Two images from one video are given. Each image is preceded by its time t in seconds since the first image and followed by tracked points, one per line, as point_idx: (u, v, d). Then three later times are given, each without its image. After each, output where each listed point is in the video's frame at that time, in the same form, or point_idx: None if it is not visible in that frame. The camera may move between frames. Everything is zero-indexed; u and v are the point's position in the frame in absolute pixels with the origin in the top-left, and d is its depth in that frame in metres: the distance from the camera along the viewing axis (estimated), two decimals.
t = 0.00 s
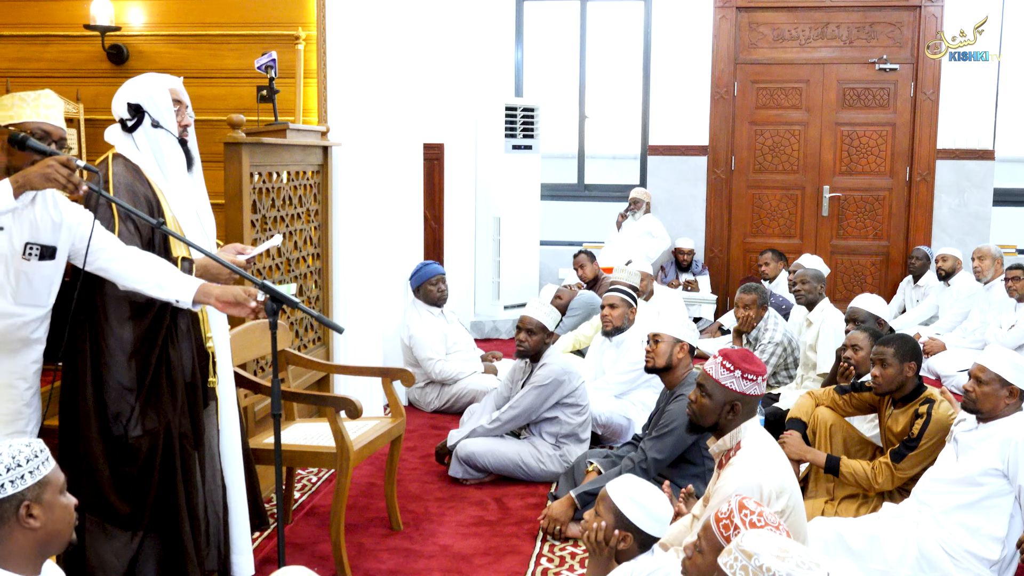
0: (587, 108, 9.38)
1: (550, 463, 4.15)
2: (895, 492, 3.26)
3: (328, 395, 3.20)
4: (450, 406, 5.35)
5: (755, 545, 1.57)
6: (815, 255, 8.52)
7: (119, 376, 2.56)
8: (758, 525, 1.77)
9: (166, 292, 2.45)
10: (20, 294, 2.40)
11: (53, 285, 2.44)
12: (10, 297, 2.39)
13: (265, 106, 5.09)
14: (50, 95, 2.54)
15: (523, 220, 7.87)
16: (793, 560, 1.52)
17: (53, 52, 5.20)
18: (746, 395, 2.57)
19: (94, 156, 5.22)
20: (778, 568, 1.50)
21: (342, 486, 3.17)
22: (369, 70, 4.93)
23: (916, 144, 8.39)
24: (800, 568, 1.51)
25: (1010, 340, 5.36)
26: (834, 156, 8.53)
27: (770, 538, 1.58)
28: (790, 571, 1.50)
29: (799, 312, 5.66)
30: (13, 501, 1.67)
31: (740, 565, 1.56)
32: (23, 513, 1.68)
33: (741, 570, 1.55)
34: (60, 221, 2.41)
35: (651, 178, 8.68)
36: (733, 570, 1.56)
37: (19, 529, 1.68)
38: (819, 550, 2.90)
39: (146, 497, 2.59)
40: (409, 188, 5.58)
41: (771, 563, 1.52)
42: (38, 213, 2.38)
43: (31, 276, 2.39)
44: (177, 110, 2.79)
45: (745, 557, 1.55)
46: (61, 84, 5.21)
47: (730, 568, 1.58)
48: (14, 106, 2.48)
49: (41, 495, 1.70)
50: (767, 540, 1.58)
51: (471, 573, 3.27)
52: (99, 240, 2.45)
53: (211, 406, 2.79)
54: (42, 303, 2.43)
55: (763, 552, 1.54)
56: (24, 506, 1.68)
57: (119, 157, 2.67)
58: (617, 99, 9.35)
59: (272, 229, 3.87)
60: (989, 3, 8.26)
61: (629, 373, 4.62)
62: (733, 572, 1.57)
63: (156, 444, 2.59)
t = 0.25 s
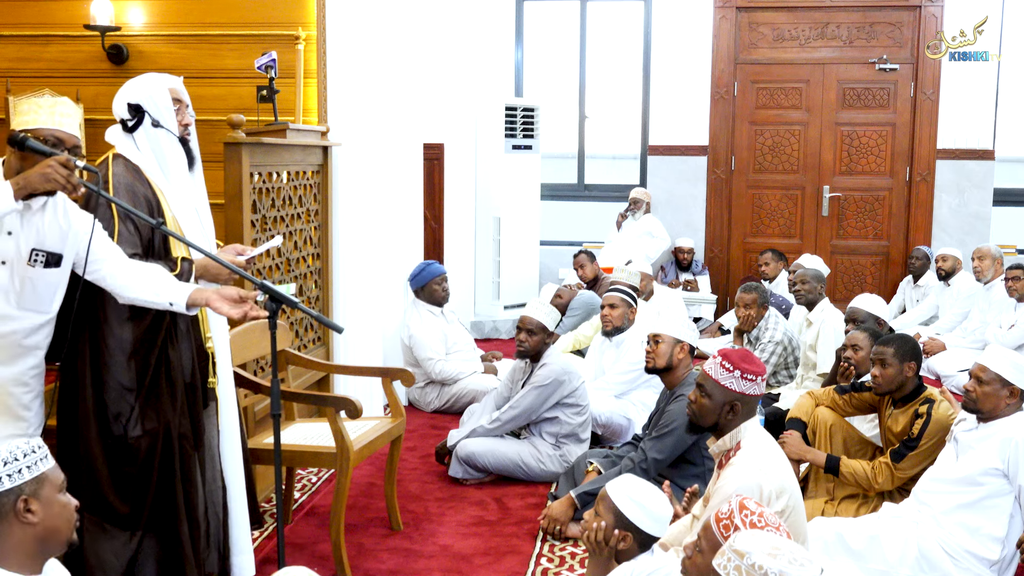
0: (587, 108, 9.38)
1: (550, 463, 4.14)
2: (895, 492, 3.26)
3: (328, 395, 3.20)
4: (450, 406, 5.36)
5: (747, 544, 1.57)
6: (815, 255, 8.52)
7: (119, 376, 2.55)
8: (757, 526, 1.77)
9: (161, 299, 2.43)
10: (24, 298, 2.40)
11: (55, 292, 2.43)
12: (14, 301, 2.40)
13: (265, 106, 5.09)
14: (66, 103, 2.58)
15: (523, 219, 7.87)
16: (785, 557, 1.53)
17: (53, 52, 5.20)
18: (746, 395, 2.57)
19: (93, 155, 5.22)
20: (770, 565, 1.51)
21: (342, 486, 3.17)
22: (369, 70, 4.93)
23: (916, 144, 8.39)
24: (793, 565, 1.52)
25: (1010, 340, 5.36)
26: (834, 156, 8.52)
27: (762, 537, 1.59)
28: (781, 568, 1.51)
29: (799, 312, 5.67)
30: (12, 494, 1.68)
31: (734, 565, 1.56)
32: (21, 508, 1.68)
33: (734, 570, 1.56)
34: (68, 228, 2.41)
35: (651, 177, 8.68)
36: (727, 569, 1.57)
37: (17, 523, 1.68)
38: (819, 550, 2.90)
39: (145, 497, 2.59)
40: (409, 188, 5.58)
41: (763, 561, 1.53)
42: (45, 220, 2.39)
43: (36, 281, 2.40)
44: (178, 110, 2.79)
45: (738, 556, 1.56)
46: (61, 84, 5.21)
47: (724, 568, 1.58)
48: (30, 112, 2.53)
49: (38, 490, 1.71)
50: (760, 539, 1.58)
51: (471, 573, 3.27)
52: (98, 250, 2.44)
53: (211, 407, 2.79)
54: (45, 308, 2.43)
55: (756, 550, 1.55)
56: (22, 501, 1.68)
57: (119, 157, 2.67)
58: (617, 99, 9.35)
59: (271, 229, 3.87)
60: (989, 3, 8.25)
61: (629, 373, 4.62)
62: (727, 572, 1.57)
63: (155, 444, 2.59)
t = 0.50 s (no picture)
0: (587, 108, 9.38)
1: (550, 463, 4.14)
2: (895, 492, 3.26)
3: (328, 395, 3.20)
4: (450, 406, 5.36)
5: (746, 544, 1.57)
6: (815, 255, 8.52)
7: (118, 376, 2.55)
8: (759, 526, 1.77)
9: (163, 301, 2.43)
10: (23, 297, 2.40)
11: (54, 292, 2.43)
12: (13, 300, 2.40)
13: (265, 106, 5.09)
14: (69, 103, 2.59)
15: (523, 219, 7.87)
16: (783, 557, 1.53)
17: (53, 52, 5.20)
18: (746, 395, 2.58)
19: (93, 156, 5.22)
20: (769, 565, 1.51)
21: (342, 486, 3.17)
22: (369, 70, 4.93)
23: (916, 143, 8.39)
24: (792, 564, 1.52)
25: (1010, 339, 5.36)
26: (834, 156, 8.52)
27: (761, 537, 1.59)
28: (780, 567, 1.51)
29: (799, 313, 5.65)
30: (18, 494, 1.67)
31: (733, 565, 1.56)
32: (28, 507, 1.68)
33: (733, 570, 1.55)
34: (68, 228, 2.41)
35: (651, 177, 8.68)
36: (727, 569, 1.57)
37: (24, 523, 1.68)
38: (819, 550, 2.90)
39: (145, 497, 2.59)
40: (409, 188, 5.58)
41: (763, 560, 1.53)
42: (46, 219, 2.39)
43: (35, 281, 2.39)
44: (177, 108, 2.79)
45: (737, 556, 1.55)
46: (61, 84, 5.21)
47: (723, 567, 1.58)
48: (33, 112, 2.53)
49: (43, 489, 1.71)
50: (759, 539, 1.58)
51: (471, 573, 3.27)
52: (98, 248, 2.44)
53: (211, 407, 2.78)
54: (43, 308, 2.42)
55: (755, 550, 1.55)
56: (28, 501, 1.68)
57: (120, 157, 2.67)
58: (617, 99, 9.35)
59: (271, 229, 3.87)
60: (989, 3, 8.25)
61: (629, 373, 4.62)
62: (726, 572, 1.57)
63: (154, 444, 2.58)
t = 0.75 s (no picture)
0: (587, 108, 9.38)
1: (550, 463, 4.14)
2: (895, 492, 3.26)
3: (328, 395, 3.21)
4: (450, 406, 5.36)
5: (749, 544, 1.57)
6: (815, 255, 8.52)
7: (118, 377, 2.55)
8: (759, 526, 1.76)
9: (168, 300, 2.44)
10: (23, 296, 2.40)
11: (54, 292, 2.43)
12: (13, 298, 2.40)
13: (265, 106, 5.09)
14: (69, 103, 2.58)
15: (523, 219, 7.87)
16: (786, 558, 1.53)
17: (53, 52, 5.20)
18: (746, 395, 2.58)
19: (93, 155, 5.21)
20: (772, 565, 1.51)
21: (342, 486, 3.17)
22: (369, 70, 4.93)
23: (916, 143, 8.39)
24: (794, 565, 1.52)
25: (1010, 339, 5.36)
26: (834, 156, 8.52)
27: (763, 537, 1.59)
28: (782, 568, 1.51)
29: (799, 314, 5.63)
30: (8, 496, 1.68)
31: (735, 564, 1.56)
32: (20, 509, 1.68)
33: (735, 569, 1.55)
34: (69, 227, 2.41)
35: (651, 177, 8.68)
36: (727, 569, 1.57)
37: (16, 524, 1.68)
38: (819, 550, 2.90)
39: (144, 497, 2.59)
40: (409, 187, 5.58)
41: (765, 560, 1.52)
42: (46, 217, 2.40)
43: (35, 280, 2.39)
44: (177, 107, 2.78)
45: (739, 556, 1.55)
46: (62, 84, 5.21)
47: (724, 567, 1.58)
48: (33, 112, 2.53)
49: (34, 490, 1.70)
50: (761, 539, 1.58)
51: (470, 573, 3.27)
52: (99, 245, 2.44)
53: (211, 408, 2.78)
54: (43, 307, 2.42)
55: (757, 550, 1.55)
56: (19, 502, 1.68)
57: (120, 157, 2.67)
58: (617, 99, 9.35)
59: (272, 229, 3.87)
60: (989, 3, 8.25)
61: (629, 373, 4.62)
62: (727, 572, 1.57)
63: (154, 444, 2.58)
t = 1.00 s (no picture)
0: (587, 108, 9.38)
1: (550, 463, 4.14)
2: (895, 492, 3.26)
3: (328, 395, 3.21)
4: (450, 406, 5.36)
5: (752, 543, 1.57)
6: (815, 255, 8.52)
7: (120, 376, 2.56)
8: (760, 526, 1.76)
9: (172, 298, 2.44)
10: (21, 292, 2.40)
11: (53, 288, 2.43)
12: (11, 295, 2.40)
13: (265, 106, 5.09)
14: (63, 100, 2.58)
15: (523, 219, 7.87)
16: (790, 557, 1.53)
17: (53, 52, 5.20)
18: (746, 395, 2.58)
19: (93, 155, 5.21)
20: (775, 565, 1.51)
21: (343, 486, 3.17)
22: (369, 70, 4.93)
23: (916, 143, 8.39)
24: (797, 565, 1.52)
25: (1010, 339, 5.36)
26: (834, 156, 8.52)
27: (767, 537, 1.59)
28: (786, 568, 1.50)
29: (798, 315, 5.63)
30: (5, 502, 1.67)
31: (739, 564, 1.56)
32: (16, 514, 1.68)
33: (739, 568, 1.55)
34: (66, 223, 2.40)
35: (651, 177, 8.68)
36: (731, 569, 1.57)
37: (14, 530, 1.68)
38: (819, 551, 2.90)
39: (146, 497, 2.59)
40: (409, 187, 5.58)
41: (769, 560, 1.52)
42: (44, 213, 2.39)
43: (33, 276, 2.39)
44: (175, 104, 2.78)
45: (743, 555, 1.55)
46: (62, 84, 5.21)
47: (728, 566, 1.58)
48: (27, 109, 2.53)
49: (31, 494, 1.69)
50: (765, 539, 1.58)
51: (470, 573, 3.27)
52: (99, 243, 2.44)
53: (211, 408, 2.78)
54: (43, 303, 2.43)
55: (761, 550, 1.55)
56: (16, 508, 1.68)
57: (121, 157, 2.67)
58: (617, 99, 9.35)
59: (272, 229, 3.88)
60: (989, 3, 8.25)
61: (629, 373, 4.62)
62: (731, 571, 1.57)
63: (156, 444, 2.59)
